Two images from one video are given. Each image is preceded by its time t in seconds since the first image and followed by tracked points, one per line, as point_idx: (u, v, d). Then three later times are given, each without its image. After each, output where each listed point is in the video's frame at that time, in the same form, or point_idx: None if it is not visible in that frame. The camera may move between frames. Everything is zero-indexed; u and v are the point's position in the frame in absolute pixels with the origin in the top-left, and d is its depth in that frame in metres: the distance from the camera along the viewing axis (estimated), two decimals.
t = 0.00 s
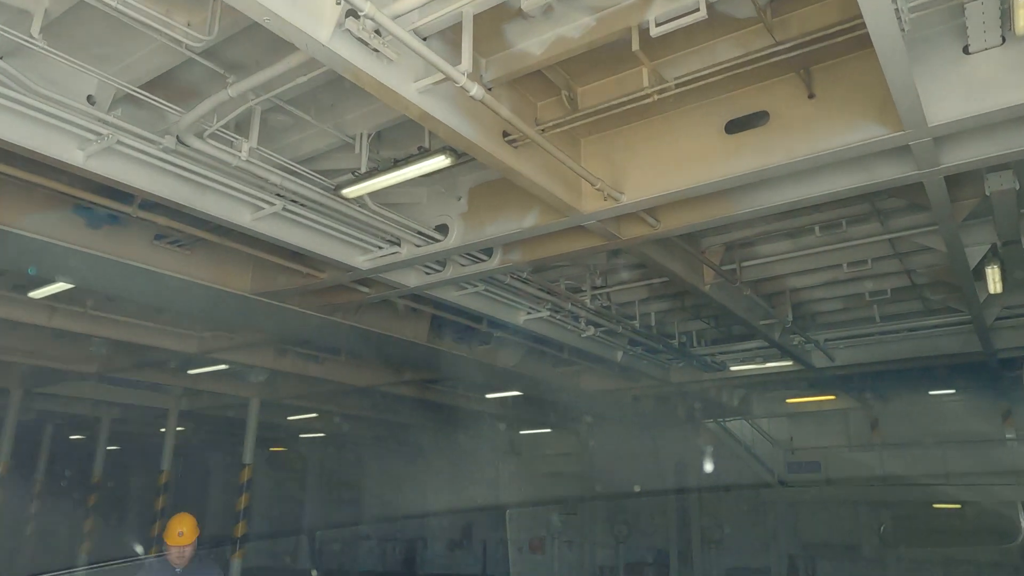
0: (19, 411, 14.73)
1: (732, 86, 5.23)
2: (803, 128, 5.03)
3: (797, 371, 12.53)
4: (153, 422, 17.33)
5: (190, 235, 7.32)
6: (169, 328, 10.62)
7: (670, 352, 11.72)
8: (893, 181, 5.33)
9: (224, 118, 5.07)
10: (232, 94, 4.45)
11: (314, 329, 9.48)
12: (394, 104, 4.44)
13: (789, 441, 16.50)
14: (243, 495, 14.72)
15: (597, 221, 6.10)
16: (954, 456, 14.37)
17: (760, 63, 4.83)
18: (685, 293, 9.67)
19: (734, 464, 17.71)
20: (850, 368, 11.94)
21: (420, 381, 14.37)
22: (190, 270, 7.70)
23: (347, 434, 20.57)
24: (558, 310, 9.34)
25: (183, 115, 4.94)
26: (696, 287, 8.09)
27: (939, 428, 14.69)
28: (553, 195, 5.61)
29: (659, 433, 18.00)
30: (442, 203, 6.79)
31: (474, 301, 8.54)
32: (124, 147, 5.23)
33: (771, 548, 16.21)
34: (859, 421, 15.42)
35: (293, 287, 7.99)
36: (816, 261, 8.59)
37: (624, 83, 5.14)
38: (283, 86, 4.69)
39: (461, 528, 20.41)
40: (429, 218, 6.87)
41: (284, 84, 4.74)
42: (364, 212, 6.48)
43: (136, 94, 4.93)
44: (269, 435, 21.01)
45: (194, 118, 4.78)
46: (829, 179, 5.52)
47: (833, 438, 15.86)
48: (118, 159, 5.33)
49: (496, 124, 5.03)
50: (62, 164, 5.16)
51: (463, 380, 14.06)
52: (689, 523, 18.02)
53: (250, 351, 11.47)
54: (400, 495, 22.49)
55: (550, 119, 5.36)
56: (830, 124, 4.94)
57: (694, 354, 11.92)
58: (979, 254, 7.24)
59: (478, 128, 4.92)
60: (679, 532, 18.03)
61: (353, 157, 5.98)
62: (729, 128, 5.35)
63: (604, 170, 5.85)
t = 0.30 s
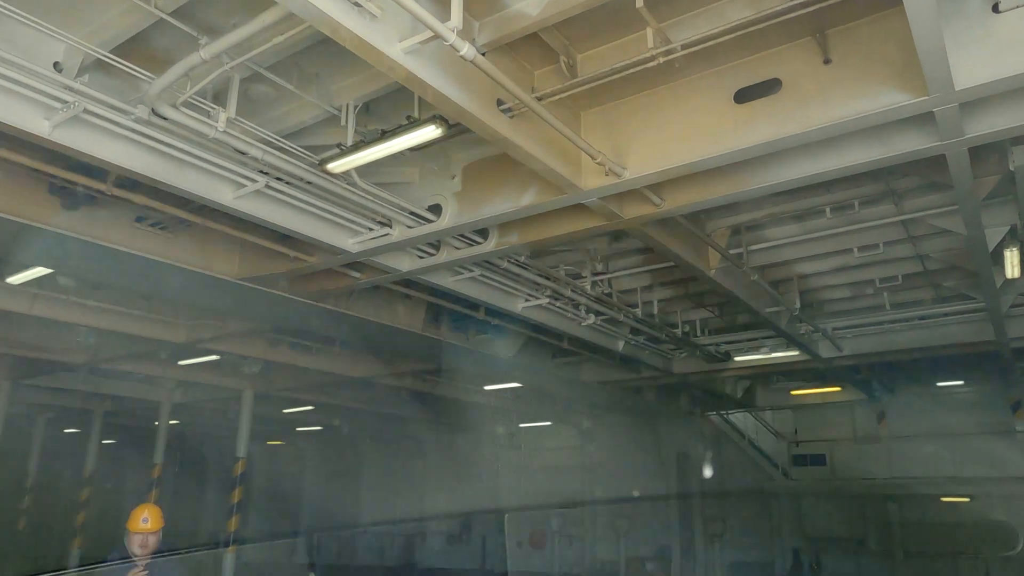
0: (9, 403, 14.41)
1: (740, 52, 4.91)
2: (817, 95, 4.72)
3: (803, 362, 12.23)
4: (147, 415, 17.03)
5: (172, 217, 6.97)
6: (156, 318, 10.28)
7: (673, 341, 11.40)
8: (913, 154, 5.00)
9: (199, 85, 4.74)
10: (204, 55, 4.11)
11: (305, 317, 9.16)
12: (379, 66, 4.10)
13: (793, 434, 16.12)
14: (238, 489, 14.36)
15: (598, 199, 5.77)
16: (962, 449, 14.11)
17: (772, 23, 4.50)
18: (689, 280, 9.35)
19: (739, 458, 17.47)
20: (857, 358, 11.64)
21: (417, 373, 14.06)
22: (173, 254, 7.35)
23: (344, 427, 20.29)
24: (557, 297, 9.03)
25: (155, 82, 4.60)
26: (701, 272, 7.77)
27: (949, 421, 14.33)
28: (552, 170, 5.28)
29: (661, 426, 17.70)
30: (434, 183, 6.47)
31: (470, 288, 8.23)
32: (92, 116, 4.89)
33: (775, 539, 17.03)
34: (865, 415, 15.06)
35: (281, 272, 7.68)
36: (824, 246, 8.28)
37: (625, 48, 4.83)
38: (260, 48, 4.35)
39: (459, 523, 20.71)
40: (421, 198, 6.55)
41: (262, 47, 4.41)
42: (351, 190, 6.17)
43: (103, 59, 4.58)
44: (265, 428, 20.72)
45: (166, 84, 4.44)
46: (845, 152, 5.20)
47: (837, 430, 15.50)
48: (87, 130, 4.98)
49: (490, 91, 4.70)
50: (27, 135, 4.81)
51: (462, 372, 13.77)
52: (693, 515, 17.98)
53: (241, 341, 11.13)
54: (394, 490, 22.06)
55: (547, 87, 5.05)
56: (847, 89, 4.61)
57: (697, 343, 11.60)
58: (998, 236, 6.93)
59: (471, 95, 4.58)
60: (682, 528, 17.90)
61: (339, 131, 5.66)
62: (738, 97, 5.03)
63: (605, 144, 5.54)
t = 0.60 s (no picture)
0: None
1: (754, 16, 4.59)
2: (838, 62, 4.39)
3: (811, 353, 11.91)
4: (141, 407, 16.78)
5: (155, 199, 6.63)
6: (145, 307, 9.98)
7: (678, 331, 11.09)
8: (940, 126, 4.67)
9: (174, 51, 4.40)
10: (176, 16, 3.78)
11: (296, 306, 8.84)
12: (365, 25, 3.77)
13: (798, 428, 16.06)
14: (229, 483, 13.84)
15: (601, 177, 5.45)
16: (971, 442, 13.81)
17: None
18: (695, 266, 9.03)
19: (740, 452, 17.06)
20: (866, 348, 11.33)
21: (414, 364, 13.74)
22: (157, 240, 7.01)
23: (343, 420, 20.08)
24: (558, 284, 8.73)
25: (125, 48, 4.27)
26: (708, 258, 7.45)
27: (956, 413, 14.05)
28: (553, 144, 4.95)
29: (663, 418, 17.48)
30: (429, 162, 6.15)
31: (467, 275, 7.92)
32: (59, 86, 4.55)
33: (778, 536, 16.35)
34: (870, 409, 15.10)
35: (267, 259, 7.30)
36: (836, 231, 7.96)
37: (632, 12, 4.50)
38: (237, 8, 4.02)
39: (460, 517, 20.34)
40: (415, 178, 6.24)
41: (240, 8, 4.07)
42: (340, 169, 5.85)
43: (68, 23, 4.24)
44: (262, 421, 20.45)
45: (135, 49, 4.10)
46: (865, 125, 4.88)
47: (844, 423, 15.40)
48: (55, 101, 4.65)
49: (486, 58, 4.38)
50: None
51: (461, 363, 13.50)
52: (695, 510, 17.42)
53: (233, 331, 10.83)
54: (401, 482, 22.25)
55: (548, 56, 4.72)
56: (871, 55, 4.28)
57: (702, 334, 11.28)
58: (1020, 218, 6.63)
59: (466, 61, 4.26)
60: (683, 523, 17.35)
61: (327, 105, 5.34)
62: (751, 65, 4.70)
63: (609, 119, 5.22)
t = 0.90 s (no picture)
0: None
1: None
2: (864, 14, 4.04)
3: (818, 341, 11.57)
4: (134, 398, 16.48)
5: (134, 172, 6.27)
6: (132, 292, 9.65)
7: (682, 318, 10.74)
8: (972, 86, 4.32)
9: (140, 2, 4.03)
10: None
11: (284, 291, 8.47)
12: None
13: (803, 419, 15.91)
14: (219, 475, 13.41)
15: (604, 145, 5.09)
16: (980, 433, 13.52)
17: None
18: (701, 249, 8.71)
19: (744, 442, 16.48)
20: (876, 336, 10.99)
21: (410, 353, 13.38)
22: (137, 217, 6.63)
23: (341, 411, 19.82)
24: (559, 267, 8.40)
25: None
26: (716, 237, 7.08)
27: (964, 404, 13.80)
28: (553, 106, 4.59)
29: (665, 409, 17.20)
30: (422, 132, 5.80)
31: (463, 256, 7.59)
32: (18, 41, 4.21)
33: (782, 529, 15.62)
34: (877, 400, 14.99)
35: (252, 238, 6.91)
36: (849, 210, 7.62)
37: None
38: None
39: (459, 510, 20.35)
40: (408, 150, 5.89)
41: None
42: (327, 139, 5.50)
43: None
44: (258, 413, 20.18)
45: None
46: (889, 86, 4.53)
47: (851, 415, 15.27)
48: (15, 57, 4.29)
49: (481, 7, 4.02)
50: None
51: (458, 352, 13.20)
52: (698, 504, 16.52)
53: (222, 317, 10.50)
54: (400, 476, 21.93)
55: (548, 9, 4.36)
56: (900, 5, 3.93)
57: (707, 322, 10.92)
58: None
59: (459, 11, 3.91)
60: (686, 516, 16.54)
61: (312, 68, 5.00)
62: (767, 21, 4.36)
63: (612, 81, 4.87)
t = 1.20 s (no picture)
0: None
1: None
2: None
3: (826, 331, 11.27)
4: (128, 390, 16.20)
5: (110, 147, 5.91)
6: (118, 279, 9.33)
7: (687, 307, 10.40)
8: (1006, 47, 3.99)
9: None
10: None
11: (273, 280, 8.10)
12: None
13: (809, 411, 15.65)
14: (210, 470, 13.08)
15: (607, 114, 4.74)
16: (991, 425, 13.21)
17: None
18: (707, 233, 8.40)
19: (749, 434, 16.08)
20: (886, 325, 10.67)
21: (407, 344, 13.07)
22: (114, 198, 6.26)
23: (338, 404, 19.52)
24: (560, 251, 8.08)
25: None
26: (725, 220, 6.72)
27: (971, 396, 13.66)
28: (553, 70, 4.24)
29: (667, 401, 16.91)
30: (414, 104, 5.46)
31: (459, 239, 7.24)
32: None
33: (786, 523, 15.31)
34: (884, 392, 14.69)
35: (235, 219, 6.52)
36: (863, 191, 7.31)
37: None
38: None
39: (458, 503, 19.99)
40: (399, 123, 5.54)
41: None
42: (310, 110, 5.14)
43: None
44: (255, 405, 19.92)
45: None
46: (916, 47, 4.19)
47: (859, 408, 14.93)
48: None
49: None
50: None
51: (456, 342, 12.90)
52: (701, 498, 16.12)
53: (210, 306, 10.17)
54: (397, 470, 21.60)
55: None
56: None
57: (712, 311, 10.57)
58: None
59: None
60: (690, 509, 16.16)
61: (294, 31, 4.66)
62: None
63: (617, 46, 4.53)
